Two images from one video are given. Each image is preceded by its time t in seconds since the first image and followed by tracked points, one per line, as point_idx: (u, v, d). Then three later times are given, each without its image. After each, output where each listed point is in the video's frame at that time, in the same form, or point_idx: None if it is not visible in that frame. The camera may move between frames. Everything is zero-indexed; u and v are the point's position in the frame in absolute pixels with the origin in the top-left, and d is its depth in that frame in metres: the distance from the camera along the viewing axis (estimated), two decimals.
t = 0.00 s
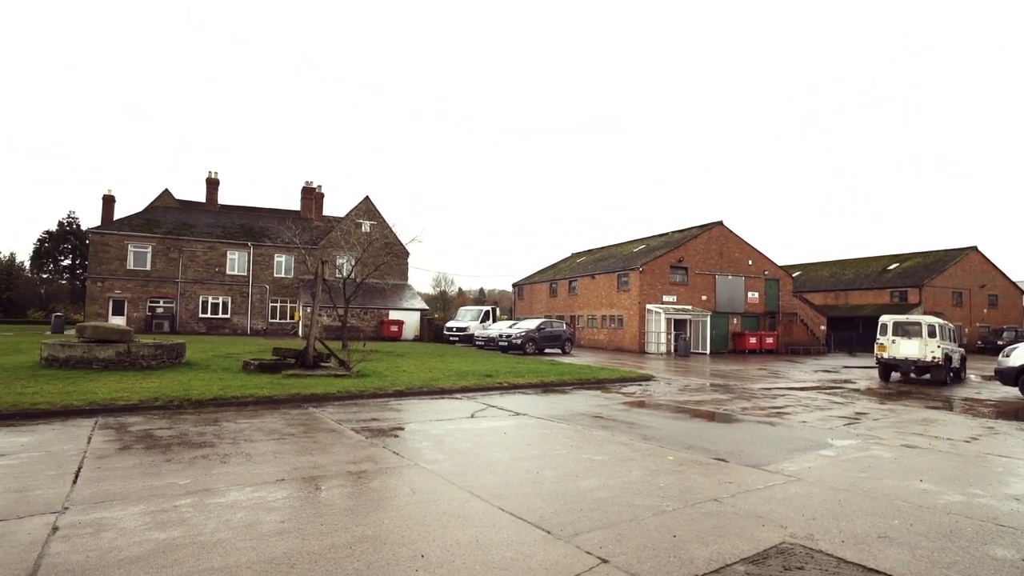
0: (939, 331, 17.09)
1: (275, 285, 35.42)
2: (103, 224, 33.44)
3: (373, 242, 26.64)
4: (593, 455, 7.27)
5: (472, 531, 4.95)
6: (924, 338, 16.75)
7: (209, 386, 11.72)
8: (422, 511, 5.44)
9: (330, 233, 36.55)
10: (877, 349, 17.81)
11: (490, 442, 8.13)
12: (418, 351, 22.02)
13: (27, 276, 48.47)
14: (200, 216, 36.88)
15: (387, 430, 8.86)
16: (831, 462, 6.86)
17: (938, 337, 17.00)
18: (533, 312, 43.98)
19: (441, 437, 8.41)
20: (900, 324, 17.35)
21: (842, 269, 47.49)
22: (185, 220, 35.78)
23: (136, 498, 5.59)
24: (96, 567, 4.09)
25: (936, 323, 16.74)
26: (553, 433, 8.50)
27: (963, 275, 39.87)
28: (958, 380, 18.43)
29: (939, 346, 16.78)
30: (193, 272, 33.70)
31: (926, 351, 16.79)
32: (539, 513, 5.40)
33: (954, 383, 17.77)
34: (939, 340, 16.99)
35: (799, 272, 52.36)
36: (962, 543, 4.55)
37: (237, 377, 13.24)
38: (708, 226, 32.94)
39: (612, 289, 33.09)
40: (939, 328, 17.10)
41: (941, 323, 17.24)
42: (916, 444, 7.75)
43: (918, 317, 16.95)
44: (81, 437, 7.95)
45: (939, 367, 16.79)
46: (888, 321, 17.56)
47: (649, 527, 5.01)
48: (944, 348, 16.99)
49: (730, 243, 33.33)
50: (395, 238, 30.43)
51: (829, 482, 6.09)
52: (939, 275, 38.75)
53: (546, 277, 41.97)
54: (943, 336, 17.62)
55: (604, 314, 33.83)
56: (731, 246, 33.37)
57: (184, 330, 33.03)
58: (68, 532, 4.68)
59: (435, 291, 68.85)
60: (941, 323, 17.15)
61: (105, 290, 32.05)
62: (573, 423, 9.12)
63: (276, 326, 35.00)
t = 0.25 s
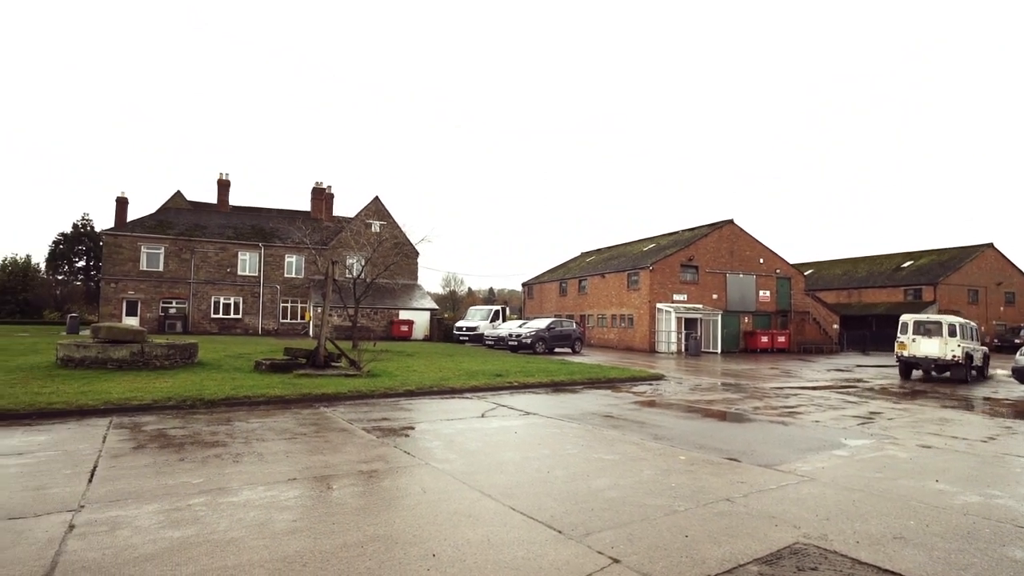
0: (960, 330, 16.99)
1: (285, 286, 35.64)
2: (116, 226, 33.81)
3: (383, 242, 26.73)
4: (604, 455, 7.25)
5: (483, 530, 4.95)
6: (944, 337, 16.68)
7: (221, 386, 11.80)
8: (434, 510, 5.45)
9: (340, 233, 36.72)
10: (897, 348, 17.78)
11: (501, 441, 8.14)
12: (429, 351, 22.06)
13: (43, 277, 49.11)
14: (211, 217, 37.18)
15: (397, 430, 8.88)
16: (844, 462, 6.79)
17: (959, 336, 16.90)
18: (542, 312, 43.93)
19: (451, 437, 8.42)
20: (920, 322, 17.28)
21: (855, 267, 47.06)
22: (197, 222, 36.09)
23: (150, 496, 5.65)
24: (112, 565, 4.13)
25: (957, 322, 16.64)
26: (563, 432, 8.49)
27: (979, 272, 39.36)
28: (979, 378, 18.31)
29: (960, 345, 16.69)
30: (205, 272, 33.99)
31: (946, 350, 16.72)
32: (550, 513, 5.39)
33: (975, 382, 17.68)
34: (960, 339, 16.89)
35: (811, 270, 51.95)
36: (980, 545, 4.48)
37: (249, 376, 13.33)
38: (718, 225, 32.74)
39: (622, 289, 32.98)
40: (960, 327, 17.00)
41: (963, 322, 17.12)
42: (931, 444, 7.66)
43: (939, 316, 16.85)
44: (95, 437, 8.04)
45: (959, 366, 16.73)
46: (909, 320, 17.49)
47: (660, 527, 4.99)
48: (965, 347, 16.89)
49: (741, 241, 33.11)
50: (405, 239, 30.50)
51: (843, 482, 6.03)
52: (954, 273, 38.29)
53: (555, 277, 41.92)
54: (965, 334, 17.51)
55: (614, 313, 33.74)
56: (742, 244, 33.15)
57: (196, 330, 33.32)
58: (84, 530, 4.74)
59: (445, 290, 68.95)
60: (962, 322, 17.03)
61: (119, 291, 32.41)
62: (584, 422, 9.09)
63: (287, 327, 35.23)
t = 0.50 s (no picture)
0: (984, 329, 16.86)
1: (297, 285, 35.87)
2: (131, 226, 34.19)
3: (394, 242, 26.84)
4: (615, 454, 7.23)
5: (494, 529, 4.95)
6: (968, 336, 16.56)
7: (234, 384, 11.93)
8: (445, 509, 5.46)
9: (351, 233, 36.90)
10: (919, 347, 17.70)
11: (511, 440, 8.14)
12: (439, 350, 22.12)
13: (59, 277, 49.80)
14: (224, 217, 37.50)
15: (408, 428, 8.91)
16: (859, 462, 6.72)
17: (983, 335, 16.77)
18: (553, 311, 43.88)
19: (462, 436, 8.43)
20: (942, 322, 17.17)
21: (869, 265, 46.59)
22: (210, 222, 36.42)
23: (164, 493, 5.71)
24: (127, 561, 4.18)
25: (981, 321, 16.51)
26: (574, 431, 8.47)
27: (996, 271, 38.82)
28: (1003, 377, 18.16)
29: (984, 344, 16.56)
30: (217, 272, 34.29)
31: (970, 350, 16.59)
32: (561, 512, 5.38)
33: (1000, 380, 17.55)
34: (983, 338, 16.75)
35: (824, 269, 51.50)
36: (997, 548, 4.42)
37: (261, 375, 13.45)
38: (730, 223, 32.53)
39: (633, 288, 32.87)
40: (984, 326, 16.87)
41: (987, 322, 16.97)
42: (947, 444, 7.56)
43: (962, 316, 16.72)
44: (111, 434, 8.13)
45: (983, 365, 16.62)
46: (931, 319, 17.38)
47: (672, 527, 4.96)
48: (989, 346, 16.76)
49: (752, 240, 32.88)
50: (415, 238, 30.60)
51: (857, 483, 5.97)
52: (971, 271, 37.80)
53: (566, 276, 41.85)
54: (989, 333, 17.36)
55: (624, 313, 33.65)
56: (754, 243, 32.93)
57: (209, 329, 33.63)
58: (100, 526, 4.80)
59: (455, 289, 69.10)
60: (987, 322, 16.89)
61: (133, 290, 32.78)
62: (594, 422, 9.07)
63: (299, 326, 35.47)
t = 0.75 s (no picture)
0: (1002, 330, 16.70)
1: (305, 285, 36.02)
2: (141, 227, 34.49)
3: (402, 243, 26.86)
4: (624, 455, 7.21)
5: (502, 530, 4.95)
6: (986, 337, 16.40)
7: (243, 384, 12.00)
8: (453, 509, 5.46)
9: (359, 234, 37.02)
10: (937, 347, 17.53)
11: (519, 441, 8.13)
12: (448, 351, 22.13)
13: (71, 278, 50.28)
14: (233, 218, 37.72)
15: (416, 429, 8.92)
16: (870, 464, 6.66)
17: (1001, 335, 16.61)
18: (560, 311, 43.83)
19: (470, 436, 8.43)
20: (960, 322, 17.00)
21: (879, 266, 46.20)
22: (219, 223, 36.64)
23: (174, 493, 5.75)
24: (138, 560, 4.21)
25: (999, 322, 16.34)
26: (582, 433, 8.45)
27: (1010, 271, 38.40)
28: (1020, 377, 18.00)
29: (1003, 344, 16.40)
30: (226, 273, 34.50)
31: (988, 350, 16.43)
32: (569, 513, 5.37)
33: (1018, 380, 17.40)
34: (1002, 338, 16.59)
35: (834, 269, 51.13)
36: (1012, 552, 4.36)
37: (270, 375, 13.52)
38: (739, 223, 32.35)
39: (641, 288, 32.77)
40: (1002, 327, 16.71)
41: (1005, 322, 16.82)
42: (959, 446, 7.49)
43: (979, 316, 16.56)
44: (121, 434, 8.20)
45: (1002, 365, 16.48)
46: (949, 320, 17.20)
47: (681, 528, 4.94)
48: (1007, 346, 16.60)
49: (762, 240, 32.69)
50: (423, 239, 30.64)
51: (868, 485, 5.92)
52: (984, 271, 37.40)
53: (573, 276, 41.78)
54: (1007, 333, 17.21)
55: (633, 313, 33.54)
56: (763, 243, 32.73)
57: (218, 329, 33.84)
58: (111, 525, 4.84)
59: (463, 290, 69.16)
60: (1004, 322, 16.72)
61: (143, 291, 33.03)
62: (603, 422, 9.05)
63: (307, 326, 35.63)
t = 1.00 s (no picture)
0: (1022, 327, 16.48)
1: (314, 284, 36.20)
2: (152, 227, 34.77)
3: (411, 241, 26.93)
4: (633, 453, 7.19)
5: (511, 528, 4.94)
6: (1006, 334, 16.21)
7: (253, 382, 12.07)
8: (462, 507, 5.46)
9: (368, 232, 37.14)
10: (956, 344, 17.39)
11: (528, 439, 8.12)
12: (456, 349, 22.16)
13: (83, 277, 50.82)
14: (243, 217, 37.95)
15: (425, 427, 8.94)
16: (882, 463, 6.60)
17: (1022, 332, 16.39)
18: (569, 309, 43.79)
19: (478, 434, 8.44)
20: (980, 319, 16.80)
21: (891, 262, 45.80)
22: (229, 222, 36.87)
23: (185, 490, 5.80)
24: (149, 556, 4.25)
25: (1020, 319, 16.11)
26: (591, 430, 8.42)
27: None
28: None
29: None
30: (236, 272, 34.72)
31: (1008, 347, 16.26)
32: (578, 511, 5.36)
33: None
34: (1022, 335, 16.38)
35: (845, 266, 50.75)
36: None
37: (280, 373, 13.58)
38: (748, 221, 32.16)
39: (650, 286, 32.66)
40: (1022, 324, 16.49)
41: None
42: (973, 444, 7.40)
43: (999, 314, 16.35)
44: (133, 431, 8.27)
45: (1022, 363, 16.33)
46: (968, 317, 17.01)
47: (690, 527, 4.92)
48: None
49: (771, 237, 32.48)
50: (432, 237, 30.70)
51: (880, 484, 5.86)
52: (998, 268, 36.97)
53: (582, 274, 41.71)
54: None
55: (641, 311, 33.43)
56: (773, 240, 32.53)
57: (228, 328, 34.08)
58: (123, 522, 4.88)
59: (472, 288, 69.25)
60: None
61: (154, 290, 33.31)
62: (611, 420, 9.03)
63: (316, 324, 35.82)
